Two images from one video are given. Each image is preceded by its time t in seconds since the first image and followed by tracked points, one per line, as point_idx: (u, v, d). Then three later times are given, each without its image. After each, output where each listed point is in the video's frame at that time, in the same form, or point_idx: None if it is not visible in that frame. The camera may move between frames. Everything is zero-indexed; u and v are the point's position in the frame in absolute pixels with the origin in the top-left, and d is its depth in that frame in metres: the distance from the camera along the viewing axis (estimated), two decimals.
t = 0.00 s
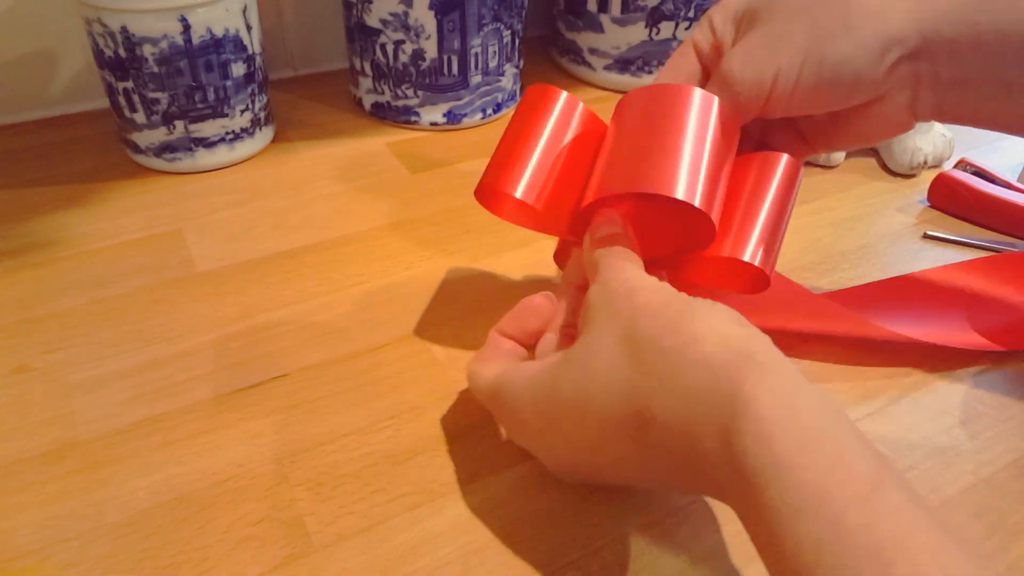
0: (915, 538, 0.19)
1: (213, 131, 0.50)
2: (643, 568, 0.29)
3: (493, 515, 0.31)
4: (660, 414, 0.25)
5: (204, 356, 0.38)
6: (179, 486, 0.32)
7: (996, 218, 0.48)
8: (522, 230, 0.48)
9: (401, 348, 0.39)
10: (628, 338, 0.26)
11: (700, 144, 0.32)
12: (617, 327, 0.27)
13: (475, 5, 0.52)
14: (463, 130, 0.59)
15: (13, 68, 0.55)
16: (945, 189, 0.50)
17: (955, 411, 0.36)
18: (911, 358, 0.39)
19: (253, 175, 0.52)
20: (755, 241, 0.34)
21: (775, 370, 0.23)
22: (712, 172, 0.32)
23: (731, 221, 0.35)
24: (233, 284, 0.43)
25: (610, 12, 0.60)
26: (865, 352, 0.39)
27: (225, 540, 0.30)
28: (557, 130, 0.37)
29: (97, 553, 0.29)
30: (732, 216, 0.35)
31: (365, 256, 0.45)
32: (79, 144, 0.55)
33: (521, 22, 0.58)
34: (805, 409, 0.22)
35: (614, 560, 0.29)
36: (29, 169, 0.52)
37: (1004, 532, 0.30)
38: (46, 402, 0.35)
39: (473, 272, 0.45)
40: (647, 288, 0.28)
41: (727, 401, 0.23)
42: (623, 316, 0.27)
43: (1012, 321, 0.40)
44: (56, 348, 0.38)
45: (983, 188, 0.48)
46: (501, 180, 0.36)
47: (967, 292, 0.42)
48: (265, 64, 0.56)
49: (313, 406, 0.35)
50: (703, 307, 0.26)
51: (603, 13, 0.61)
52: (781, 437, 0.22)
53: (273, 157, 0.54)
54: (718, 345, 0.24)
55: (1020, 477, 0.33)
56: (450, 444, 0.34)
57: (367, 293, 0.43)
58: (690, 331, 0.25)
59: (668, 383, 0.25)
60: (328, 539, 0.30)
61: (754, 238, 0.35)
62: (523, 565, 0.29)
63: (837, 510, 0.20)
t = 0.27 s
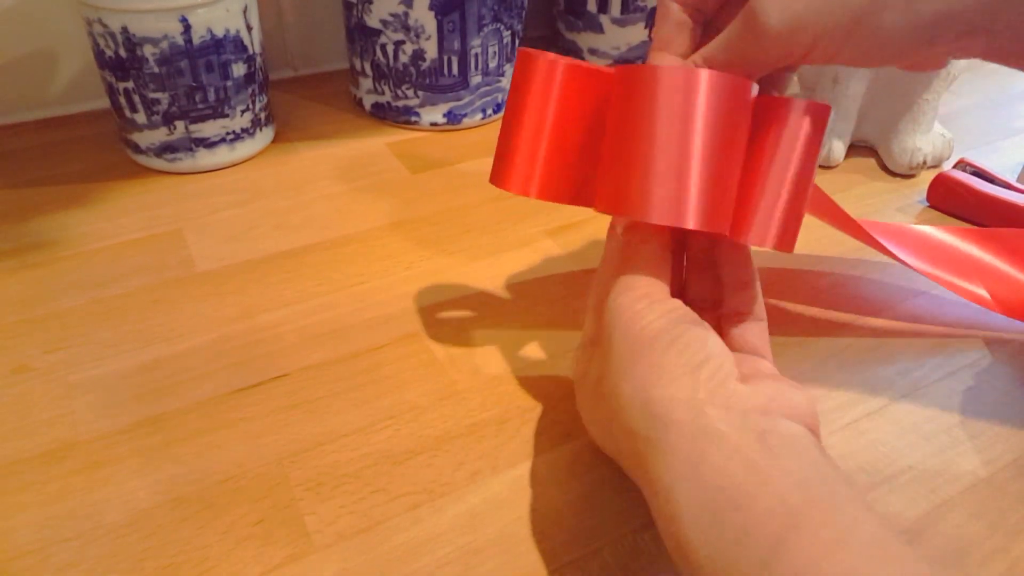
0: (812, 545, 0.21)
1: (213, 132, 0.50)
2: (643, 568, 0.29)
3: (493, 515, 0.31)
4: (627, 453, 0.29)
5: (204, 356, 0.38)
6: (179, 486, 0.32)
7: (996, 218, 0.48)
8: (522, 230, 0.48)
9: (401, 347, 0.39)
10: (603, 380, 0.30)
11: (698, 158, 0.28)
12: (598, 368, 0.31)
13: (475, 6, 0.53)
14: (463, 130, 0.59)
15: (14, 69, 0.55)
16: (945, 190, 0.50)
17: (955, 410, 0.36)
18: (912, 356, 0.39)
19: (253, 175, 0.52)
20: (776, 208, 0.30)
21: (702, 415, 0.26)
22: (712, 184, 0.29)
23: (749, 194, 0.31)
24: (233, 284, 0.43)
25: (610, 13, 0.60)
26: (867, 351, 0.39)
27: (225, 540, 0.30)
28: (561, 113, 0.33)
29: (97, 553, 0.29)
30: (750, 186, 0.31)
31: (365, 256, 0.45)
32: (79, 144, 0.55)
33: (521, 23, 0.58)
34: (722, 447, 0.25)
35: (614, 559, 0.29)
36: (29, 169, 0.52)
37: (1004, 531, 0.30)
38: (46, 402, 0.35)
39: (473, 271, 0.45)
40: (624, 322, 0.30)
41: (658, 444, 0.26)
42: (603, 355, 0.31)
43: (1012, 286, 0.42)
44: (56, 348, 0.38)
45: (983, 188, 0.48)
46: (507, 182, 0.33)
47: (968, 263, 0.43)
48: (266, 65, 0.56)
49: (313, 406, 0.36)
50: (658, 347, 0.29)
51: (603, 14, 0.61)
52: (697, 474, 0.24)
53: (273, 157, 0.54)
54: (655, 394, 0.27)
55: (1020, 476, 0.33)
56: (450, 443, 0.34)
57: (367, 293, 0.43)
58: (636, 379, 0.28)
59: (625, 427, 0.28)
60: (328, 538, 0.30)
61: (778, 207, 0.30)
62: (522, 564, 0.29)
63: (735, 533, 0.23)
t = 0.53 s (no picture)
0: (781, 565, 0.22)
1: (212, 131, 0.50)
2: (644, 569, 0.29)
3: (494, 515, 0.31)
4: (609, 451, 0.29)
5: (204, 356, 0.38)
6: (179, 487, 0.32)
7: (997, 217, 0.48)
8: (523, 229, 0.48)
9: (401, 348, 0.39)
10: (597, 371, 0.30)
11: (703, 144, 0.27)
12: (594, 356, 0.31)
13: (475, 4, 0.52)
14: (463, 130, 0.59)
15: (13, 68, 0.55)
16: (946, 189, 0.49)
17: (956, 410, 0.36)
18: (914, 356, 0.39)
19: (252, 175, 0.52)
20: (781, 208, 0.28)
21: (690, 431, 0.27)
22: (712, 177, 0.28)
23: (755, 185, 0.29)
24: (233, 284, 0.43)
25: (610, 12, 0.60)
26: (869, 351, 0.39)
27: (225, 540, 0.30)
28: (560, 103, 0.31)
29: (97, 554, 0.29)
30: (755, 177, 0.29)
31: (365, 256, 0.45)
32: (79, 144, 0.55)
33: (521, 22, 0.58)
34: (706, 464, 0.26)
35: (614, 560, 0.29)
36: (28, 168, 0.52)
37: (1005, 532, 0.30)
38: (45, 402, 0.35)
39: (473, 272, 0.44)
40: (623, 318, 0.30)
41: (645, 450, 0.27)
42: (600, 347, 0.30)
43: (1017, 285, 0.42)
44: (56, 348, 0.38)
45: (984, 188, 0.48)
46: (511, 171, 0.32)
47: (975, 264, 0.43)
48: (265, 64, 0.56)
49: (312, 406, 0.35)
50: (657, 352, 0.29)
51: (603, 13, 0.61)
52: (678, 485, 0.25)
53: (273, 157, 0.54)
54: (648, 401, 0.28)
55: (1021, 476, 0.33)
56: (450, 444, 0.34)
57: (367, 293, 0.42)
58: (635, 381, 0.28)
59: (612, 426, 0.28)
60: (327, 539, 0.30)
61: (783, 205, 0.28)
62: (523, 565, 0.29)
63: (708, 546, 0.23)
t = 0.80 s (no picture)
0: None
1: (213, 131, 0.50)
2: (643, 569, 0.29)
3: (494, 515, 0.31)
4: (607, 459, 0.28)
5: (204, 356, 0.38)
6: (179, 487, 0.32)
7: (997, 218, 0.48)
8: (522, 229, 0.48)
9: (401, 347, 0.39)
10: (597, 368, 0.29)
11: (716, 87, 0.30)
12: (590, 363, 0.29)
13: (475, 5, 0.52)
14: (463, 130, 0.59)
15: (13, 68, 0.55)
16: (945, 189, 0.50)
17: (955, 411, 0.36)
18: (912, 356, 0.39)
19: (253, 175, 0.52)
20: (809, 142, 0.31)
21: (696, 444, 0.26)
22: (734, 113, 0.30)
23: (770, 134, 0.32)
24: (233, 284, 0.43)
25: (610, 12, 0.60)
26: (868, 351, 0.39)
27: (225, 540, 0.30)
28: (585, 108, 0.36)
29: (97, 554, 0.29)
30: (768, 126, 0.32)
31: (365, 256, 0.45)
32: (79, 144, 0.55)
33: (521, 22, 0.58)
34: (713, 481, 0.25)
35: (614, 560, 0.29)
36: (29, 168, 0.52)
37: (1004, 532, 0.30)
38: (46, 402, 0.35)
39: (473, 271, 0.44)
40: (618, 323, 0.28)
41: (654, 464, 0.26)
42: (598, 343, 0.29)
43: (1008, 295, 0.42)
44: (56, 348, 0.38)
45: (983, 188, 0.48)
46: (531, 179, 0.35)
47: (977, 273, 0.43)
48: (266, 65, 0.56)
49: (313, 406, 0.35)
50: (658, 360, 0.27)
51: (603, 13, 0.61)
52: (685, 503, 0.25)
53: (273, 157, 0.54)
54: (654, 412, 0.26)
55: (1020, 476, 0.33)
56: (450, 443, 0.34)
57: (368, 293, 0.43)
58: (638, 393, 0.27)
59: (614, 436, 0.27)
60: (328, 539, 0.30)
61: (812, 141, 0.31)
62: (523, 564, 0.29)
63: (716, 563, 0.23)
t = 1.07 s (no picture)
0: (914, 532, 0.22)
1: (213, 131, 0.50)
2: (643, 568, 0.29)
3: (494, 514, 0.31)
4: (728, 426, 0.27)
5: (204, 356, 0.38)
6: (179, 487, 0.32)
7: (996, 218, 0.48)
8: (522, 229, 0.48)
9: (401, 348, 0.39)
10: (673, 338, 0.30)
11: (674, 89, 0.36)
12: (665, 347, 0.30)
13: (475, 5, 0.52)
14: (463, 130, 0.59)
15: (13, 68, 0.55)
16: (945, 189, 0.50)
17: (955, 410, 0.36)
18: (911, 355, 0.39)
19: (253, 175, 0.52)
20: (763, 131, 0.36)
21: (811, 383, 0.26)
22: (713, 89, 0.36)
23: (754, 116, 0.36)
24: (233, 284, 0.43)
25: (610, 13, 0.60)
26: (867, 350, 0.39)
27: (225, 540, 0.30)
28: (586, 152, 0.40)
29: (97, 554, 0.29)
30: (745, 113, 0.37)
31: (365, 256, 0.45)
32: (79, 144, 0.55)
33: (521, 23, 0.58)
34: (841, 413, 0.25)
35: (614, 559, 0.29)
36: (29, 168, 0.52)
37: (1004, 532, 0.30)
38: (45, 402, 0.35)
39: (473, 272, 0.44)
40: (686, 298, 0.29)
41: (770, 410, 0.26)
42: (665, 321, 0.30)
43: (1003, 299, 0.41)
44: (56, 348, 0.38)
45: (983, 188, 0.48)
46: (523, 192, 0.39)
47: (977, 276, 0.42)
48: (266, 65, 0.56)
49: (312, 406, 0.35)
50: (739, 322, 0.28)
51: (603, 14, 0.61)
52: (811, 446, 0.24)
53: (274, 157, 0.54)
54: (757, 361, 0.27)
55: (1020, 476, 0.33)
56: (450, 443, 0.34)
57: (368, 293, 0.43)
58: (732, 355, 0.27)
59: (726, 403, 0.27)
60: (328, 538, 0.30)
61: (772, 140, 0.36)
62: (524, 564, 0.29)
63: (845, 506, 0.23)
